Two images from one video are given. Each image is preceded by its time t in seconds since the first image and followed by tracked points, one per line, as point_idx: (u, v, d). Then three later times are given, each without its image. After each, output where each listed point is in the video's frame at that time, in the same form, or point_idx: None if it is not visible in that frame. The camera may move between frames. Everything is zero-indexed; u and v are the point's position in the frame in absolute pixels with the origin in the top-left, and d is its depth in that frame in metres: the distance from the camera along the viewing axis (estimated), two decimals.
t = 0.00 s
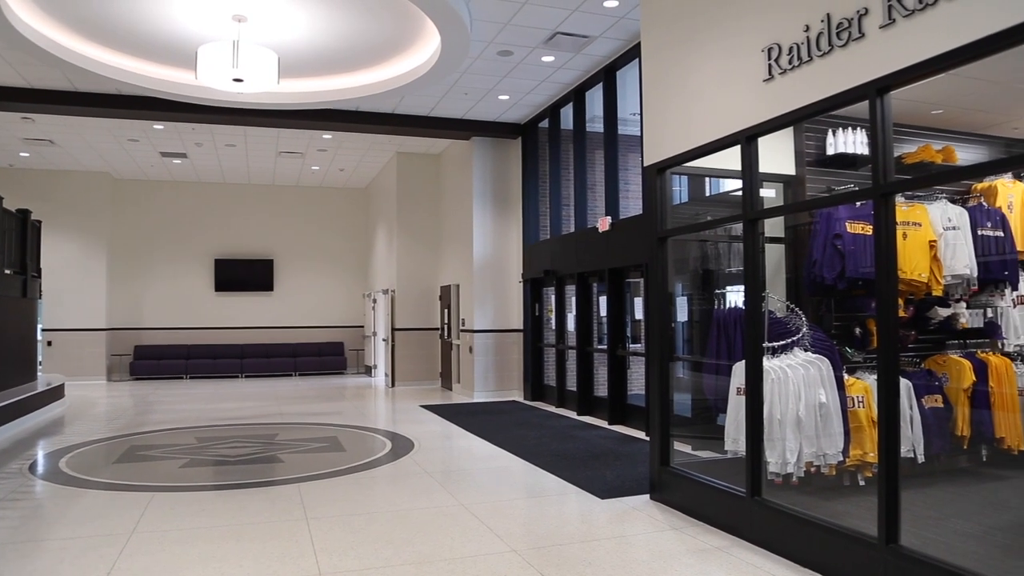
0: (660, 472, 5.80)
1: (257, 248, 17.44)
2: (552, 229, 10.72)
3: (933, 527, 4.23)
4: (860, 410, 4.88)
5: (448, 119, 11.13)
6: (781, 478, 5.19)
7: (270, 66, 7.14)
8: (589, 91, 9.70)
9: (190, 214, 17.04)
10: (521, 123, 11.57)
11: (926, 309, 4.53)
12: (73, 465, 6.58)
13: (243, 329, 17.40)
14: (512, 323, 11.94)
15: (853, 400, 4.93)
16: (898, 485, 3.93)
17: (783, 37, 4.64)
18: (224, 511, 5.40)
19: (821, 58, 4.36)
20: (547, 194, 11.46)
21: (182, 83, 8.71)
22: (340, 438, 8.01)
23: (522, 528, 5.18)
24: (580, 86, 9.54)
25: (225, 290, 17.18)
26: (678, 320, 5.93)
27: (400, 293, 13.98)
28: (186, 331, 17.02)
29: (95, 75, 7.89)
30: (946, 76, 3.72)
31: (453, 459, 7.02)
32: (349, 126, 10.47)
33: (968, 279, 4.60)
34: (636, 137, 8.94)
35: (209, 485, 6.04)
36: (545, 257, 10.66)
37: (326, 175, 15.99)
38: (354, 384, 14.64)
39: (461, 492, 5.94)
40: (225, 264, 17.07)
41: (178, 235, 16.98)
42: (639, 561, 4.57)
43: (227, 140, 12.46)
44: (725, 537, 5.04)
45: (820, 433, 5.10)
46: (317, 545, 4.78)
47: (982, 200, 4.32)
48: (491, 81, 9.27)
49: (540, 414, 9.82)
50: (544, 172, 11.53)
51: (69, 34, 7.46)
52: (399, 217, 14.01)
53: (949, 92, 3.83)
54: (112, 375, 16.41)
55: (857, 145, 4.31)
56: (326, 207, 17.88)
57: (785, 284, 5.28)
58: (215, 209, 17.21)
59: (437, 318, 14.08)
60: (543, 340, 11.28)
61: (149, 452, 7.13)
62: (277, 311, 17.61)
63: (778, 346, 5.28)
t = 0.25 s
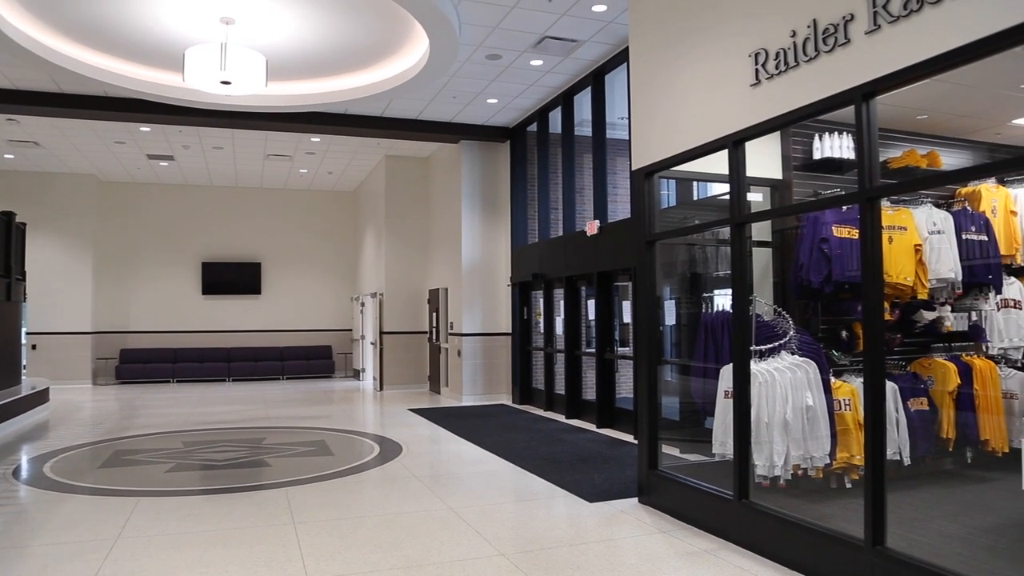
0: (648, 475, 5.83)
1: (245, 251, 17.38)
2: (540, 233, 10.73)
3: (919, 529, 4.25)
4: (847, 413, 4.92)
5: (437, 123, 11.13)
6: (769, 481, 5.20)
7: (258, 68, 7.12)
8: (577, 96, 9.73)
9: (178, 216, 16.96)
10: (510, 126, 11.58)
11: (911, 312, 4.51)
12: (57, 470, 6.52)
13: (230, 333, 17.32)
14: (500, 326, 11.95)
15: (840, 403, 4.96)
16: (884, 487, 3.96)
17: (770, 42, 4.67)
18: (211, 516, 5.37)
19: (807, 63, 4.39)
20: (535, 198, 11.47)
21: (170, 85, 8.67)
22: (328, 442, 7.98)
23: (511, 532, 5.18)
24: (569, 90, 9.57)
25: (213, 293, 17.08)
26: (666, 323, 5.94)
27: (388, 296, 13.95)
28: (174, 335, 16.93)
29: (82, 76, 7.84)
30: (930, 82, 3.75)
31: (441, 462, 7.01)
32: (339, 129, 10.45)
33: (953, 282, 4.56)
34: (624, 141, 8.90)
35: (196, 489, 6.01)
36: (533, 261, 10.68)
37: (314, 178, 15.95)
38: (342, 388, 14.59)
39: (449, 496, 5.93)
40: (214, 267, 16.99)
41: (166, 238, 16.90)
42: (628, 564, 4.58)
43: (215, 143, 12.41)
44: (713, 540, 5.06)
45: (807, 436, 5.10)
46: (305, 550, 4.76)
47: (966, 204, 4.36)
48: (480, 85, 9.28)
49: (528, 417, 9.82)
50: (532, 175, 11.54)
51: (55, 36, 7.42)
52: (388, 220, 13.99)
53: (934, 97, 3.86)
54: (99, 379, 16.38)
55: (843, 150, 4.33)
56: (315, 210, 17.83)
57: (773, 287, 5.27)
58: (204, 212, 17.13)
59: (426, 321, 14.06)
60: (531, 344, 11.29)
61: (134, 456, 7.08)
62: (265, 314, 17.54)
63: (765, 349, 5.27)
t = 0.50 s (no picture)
0: (638, 478, 5.85)
1: (235, 253, 17.32)
2: (530, 236, 10.73)
3: (907, 531, 4.28)
4: (835, 416, 4.94)
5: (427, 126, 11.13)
6: (759, 483, 5.21)
7: (247, 71, 7.10)
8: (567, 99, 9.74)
9: (167, 219, 16.89)
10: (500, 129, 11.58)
11: (899, 315, 4.57)
12: (43, 474, 6.47)
13: (220, 335, 17.25)
14: (490, 330, 11.93)
15: (829, 405, 4.98)
16: (873, 490, 3.97)
17: (759, 47, 4.69)
18: (198, 520, 5.34)
19: (796, 68, 4.41)
20: (525, 201, 11.49)
21: (158, 87, 8.63)
22: (317, 445, 7.95)
23: (501, 535, 5.17)
24: (559, 93, 9.59)
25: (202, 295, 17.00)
26: (655, 326, 5.95)
27: (378, 299, 13.92)
28: (163, 338, 16.85)
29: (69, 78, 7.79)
30: (917, 87, 3.77)
31: (431, 466, 7.00)
32: (329, 132, 10.43)
33: (940, 285, 4.56)
34: (614, 145, 8.87)
35: (184, 493, 5.98)
36: (523, 264, 10.70)
37: (304, 180, 15.91)
38: (331, 391, 14.54)
39: (439, 499, 5.92)
40: (203, 269, 16.92)
41: (156, 240, 16.82)
42: (618, 567, 4.58)
43: (204, 145, 12.36)
44: (702, 542, 5.08)
45: (796, 438, 5.14)
46: (293, 553, 4.74)
47: (954, 208, 4.23)
48: (470, 88, 9.29)
49: (518, 420, 9.82)
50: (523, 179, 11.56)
51: (42, 37, 7.37)
52: (378, 223, 13.97)
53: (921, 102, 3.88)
54: (86, 383, 16.22)
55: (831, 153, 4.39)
56: (305, 212, 17.78)
57: (762, 290, 5.28)
58: (193, 214, 17.07)
59: (416, 325, 14.04)
60: (521, 347, 11.29)
61: (121, 461, 7.04)
62: (255, 317, 17.49)
63: (755, 353, 5.34)
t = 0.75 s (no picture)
0: (626, 481, 5.87)
1: (223, 256, 17.25)
2: (519, 239, 10.76)
3: (893, 533, 4.31)
4: (822, 419, 4.84)
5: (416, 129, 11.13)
6: (746, 486, 5.19)
7: (236, 73, 7.09)
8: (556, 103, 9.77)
9: (156, 220, 16.80)
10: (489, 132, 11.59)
11: (885, 318, 4.62)
12: (27, 479, 6.42)
13: (208, 338, 17.16)
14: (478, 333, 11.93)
15: (817, 408, 4.86)
16: (860, 491, 4.01)
17: (746, 51, 4.71)
18: (185, 525, 5.31)
19: (783, 72, 4.43)
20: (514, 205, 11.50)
21: (145, 88, 8.59)
22: (305, 449, 7.93)
23: (489, 538, 5.18)
24: (547, 97, 9.61)
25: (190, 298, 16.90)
26: (644, 329, 5.96)
27: (367, 302, 13.90)
28: (150, 341, 16.75)
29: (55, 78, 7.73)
30: (903, 93, 3.80)
31: (419, 470, 6.99)
32: (317, 134, 10.41)
33: (926, 289, 4.54)
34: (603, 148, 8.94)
35: (171, 497, 5.95)
36: (512, 267, 10.71)
37: (292, 183, 15.87)
38: (319, 394, 14.50)
39: (427, 503, 5.92)
40: (192, 271, 16.83)
41: (143, 242, 16.73)
42: (606, 570, 4.59)
43: (191, 148, 12.30)
44: (690, 545, 5.09)
45: (783, 441, 5.13)
46: (281, 557, 4.72)
47: (939, 212, 4.24)
48: (459, 92, 9.30)
49: (507, 423, 9.82)
50: (512, 182, 11.59)
51: (27, 38, 7.32)
52: (366, 227, 13.95)
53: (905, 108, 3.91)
54: (70, 387, 16.06)
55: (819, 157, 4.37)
56: (294, 215, 17.73)
57: (749, 293, 5.27)
58: (182, 216, 16.99)
59: (404, 328, 14.03)
60: (510, 350, 11.30)
61: (106, 465, 6.99)
62: (243, 320, 17.41)
63: (742, 356, 5.35)
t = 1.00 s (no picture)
0: (615, 483, 5.88)
1: (212, 258, 17.19)
2: (509, 242, 10.80)
3: (881, 534, 4.33)
4: (810, 421, 4.81)
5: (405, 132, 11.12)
6: (736, 488, 5.13)
7: (225, 74, 7.06)
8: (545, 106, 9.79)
9: (144, 222, 16.71)
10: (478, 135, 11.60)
11: (872, 320, 4.56)
12: (12, 483, 6.37)
13: (197, 340, 17.08)
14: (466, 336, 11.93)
15: (805, 410, 4.85)
16: (847, 493, 4.02)
17: (735, 55, 4.73)
18: (171, 529, 5.28)
19: (772, 76, 4.45)
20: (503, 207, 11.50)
21: (134, 90, 8.55)
22: (294, 452, 7.90)
23: (478, 541, 5.17)
24: (537, 100, 9.62)
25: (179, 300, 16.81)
26: (633, 332, 6.00)
27: (355, 305, 13.87)
28: (139, 343, 16.67)
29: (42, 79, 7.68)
30: (890, 97, 3.82)
31: (408, 473, 6.97)
32: (306, 136, 10.39)
33: (912, 291, 4.57)
34: (592, 151, 8.91)
35: (158, 501, 5.92)
36: (501, 270, 10.71)
37: (282, 186, 15.83)
38: (308, 397, 14.46)
39: (416, 506, 5.91)
40: (181, 273, 16.75)
41: (132, 244, 16.64)
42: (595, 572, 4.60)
43: (180, 149, 12.25)
44: (679, 547, 5.11)
45: (772, 443, 5.08)
46: (269, 561, 4.71)
47: (926, 215, 4.29)
48: (448, 94, 9.30)
49: (496, 426, 9.82)
50: (501, 185, 11.59)
51: (14, 39, 7.27)
52: (355, 229, 13.93)
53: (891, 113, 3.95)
54: (57, 390, 15.93)
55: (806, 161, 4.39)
56: (283, 217, 17.69)
57: (738, 296, 5.28)
58: (171, 218, 16.91)
59: (393, 331, 14.01)
60: (499, 353, 11.30)
61: (92, 469, 6.94)
62: (232, 322, 17.35)
63: (731, 358, 5.37)
